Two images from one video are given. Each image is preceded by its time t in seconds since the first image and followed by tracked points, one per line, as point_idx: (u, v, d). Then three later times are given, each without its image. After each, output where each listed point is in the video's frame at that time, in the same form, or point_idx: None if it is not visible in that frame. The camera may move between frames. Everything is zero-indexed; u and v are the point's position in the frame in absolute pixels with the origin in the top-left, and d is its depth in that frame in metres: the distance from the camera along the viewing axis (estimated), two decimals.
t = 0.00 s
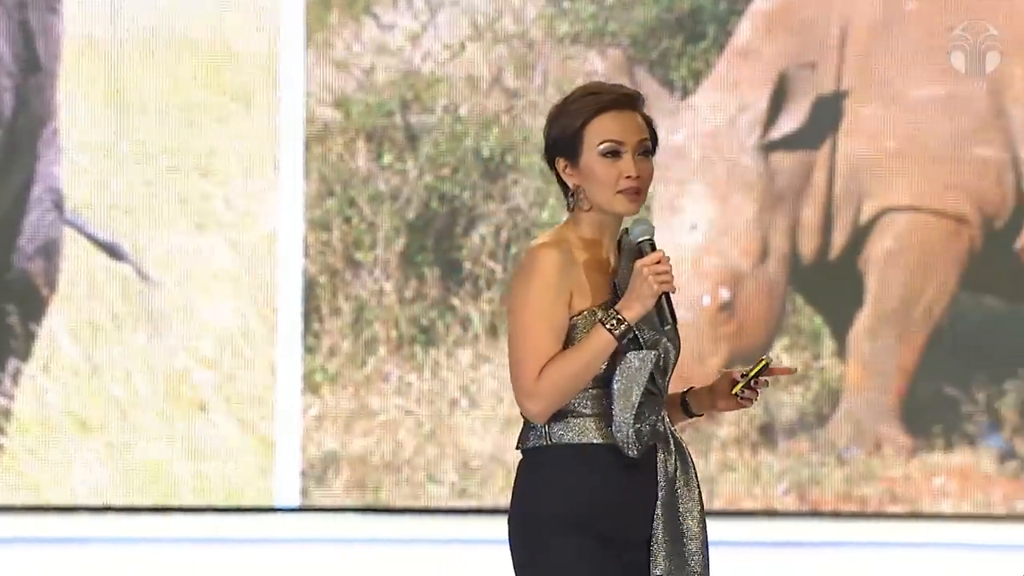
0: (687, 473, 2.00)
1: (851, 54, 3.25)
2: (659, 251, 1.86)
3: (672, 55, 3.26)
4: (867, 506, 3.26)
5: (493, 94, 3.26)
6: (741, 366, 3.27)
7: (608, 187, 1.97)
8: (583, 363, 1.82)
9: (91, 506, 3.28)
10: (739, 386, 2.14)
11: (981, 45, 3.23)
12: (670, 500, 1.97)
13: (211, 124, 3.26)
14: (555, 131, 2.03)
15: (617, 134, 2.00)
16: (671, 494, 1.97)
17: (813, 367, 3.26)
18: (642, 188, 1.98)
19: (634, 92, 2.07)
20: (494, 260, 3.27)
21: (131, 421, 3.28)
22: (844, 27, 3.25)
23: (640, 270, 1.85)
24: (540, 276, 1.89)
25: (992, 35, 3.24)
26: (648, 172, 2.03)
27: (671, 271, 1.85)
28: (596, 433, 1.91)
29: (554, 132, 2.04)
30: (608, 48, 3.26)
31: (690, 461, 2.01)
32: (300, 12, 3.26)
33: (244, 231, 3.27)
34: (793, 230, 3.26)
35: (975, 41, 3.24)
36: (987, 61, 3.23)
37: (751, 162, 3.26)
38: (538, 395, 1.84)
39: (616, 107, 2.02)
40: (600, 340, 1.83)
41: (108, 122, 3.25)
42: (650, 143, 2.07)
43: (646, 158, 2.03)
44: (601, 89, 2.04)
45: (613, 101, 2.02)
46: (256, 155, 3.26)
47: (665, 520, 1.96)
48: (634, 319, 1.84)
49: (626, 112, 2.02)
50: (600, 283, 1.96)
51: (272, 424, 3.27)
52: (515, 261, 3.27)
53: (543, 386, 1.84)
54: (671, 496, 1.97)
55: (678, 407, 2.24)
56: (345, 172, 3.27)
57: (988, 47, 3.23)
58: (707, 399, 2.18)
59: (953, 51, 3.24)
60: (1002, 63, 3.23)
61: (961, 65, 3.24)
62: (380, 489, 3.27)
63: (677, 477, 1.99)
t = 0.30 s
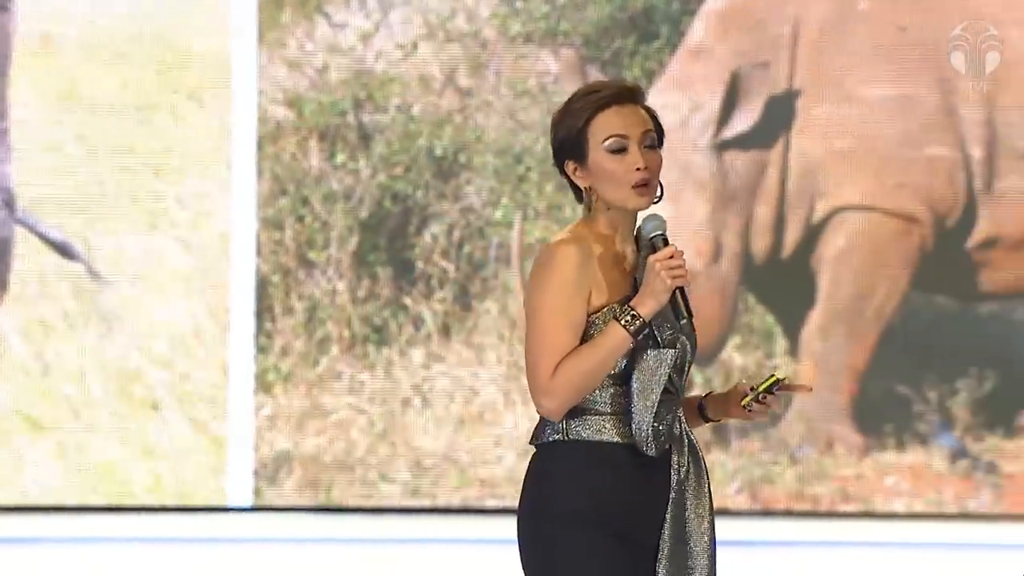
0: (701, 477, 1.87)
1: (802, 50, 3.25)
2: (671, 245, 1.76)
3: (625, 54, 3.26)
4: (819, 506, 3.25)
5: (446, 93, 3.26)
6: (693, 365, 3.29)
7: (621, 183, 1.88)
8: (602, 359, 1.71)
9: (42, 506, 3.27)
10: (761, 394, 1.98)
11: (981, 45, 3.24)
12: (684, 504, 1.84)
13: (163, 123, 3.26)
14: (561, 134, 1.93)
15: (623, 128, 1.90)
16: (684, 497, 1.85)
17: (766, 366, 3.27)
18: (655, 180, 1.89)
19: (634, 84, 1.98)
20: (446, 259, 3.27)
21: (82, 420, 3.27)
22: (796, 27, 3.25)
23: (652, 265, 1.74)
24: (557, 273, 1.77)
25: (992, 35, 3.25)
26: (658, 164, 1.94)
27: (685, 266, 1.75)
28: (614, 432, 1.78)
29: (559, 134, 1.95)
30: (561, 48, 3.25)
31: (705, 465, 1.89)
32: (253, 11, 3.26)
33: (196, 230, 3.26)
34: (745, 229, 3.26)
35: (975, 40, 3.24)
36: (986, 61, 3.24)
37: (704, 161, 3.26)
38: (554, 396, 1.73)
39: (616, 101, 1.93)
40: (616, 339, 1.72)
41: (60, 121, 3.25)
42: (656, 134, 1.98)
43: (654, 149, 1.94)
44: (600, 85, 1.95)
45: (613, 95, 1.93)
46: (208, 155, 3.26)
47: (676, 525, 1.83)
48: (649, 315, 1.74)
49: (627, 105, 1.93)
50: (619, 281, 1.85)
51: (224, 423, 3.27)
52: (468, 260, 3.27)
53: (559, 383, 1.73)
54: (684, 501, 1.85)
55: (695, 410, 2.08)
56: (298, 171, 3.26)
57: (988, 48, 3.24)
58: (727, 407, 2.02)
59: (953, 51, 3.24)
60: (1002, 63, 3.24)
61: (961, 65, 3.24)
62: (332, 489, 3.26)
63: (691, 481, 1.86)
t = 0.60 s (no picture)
0: (705, 472, 1.87)
1: (752, 49, 3.25)
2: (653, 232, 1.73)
3: (576, 53, 3.25)
4: (769, 504, 3.26)
5: (396, 91, 3.25)
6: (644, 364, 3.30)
7: (605, 180, 1.86)
8: (592, 349, 1.72)
9: None
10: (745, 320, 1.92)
11: (981, 45, 3.23)
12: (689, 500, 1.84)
13: (113, 122, 3.25)
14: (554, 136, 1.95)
15: (607, 125, 1.89)
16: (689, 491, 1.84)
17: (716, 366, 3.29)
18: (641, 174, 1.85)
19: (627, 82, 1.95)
20: (397, 258, 3.26)
21: (32, 419, 3.27)
22: (746, 25, 3.25)
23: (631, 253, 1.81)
24: (553, 268, 1.78)
25: (992, 34, 3.23)
26: (650, 159, 1.90)
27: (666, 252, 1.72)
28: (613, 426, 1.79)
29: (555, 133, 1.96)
30: (512, 46, 3.25)
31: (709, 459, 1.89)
32: (202, 9, 3.25)
33: (146, 229, 3.25)
34: (696, 228, 3.26)
35: (974, 40, 3.23)
36: (987, 61, 3.23)
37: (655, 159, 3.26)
38: (549, 389, 1.75)
39: (604, 99, 1.91)
40: (603, 332, 1.72)
41: (9, 119, 3.24)
42: (651, 129, 1.94)
43: (646, 143, 1.90)
44: (589, 85, 1.94)
45: (600, 93, 1.91)
46: (157, 154, 3.25)
47: (682, 521, 1.82)
48: (634, 305, 1.74)
49: (615, 101, 1.91)
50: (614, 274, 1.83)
51: (174, 422, 3.26)
52: (419, 259, 3.26)
53: (551, 375, 1.74)
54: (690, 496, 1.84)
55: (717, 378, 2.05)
56: (248, 170, 3.25)
57: (988, 48, 3.23)
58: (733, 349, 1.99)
59: (952, 52, 3.23)
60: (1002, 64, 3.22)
61: (961, 65, 3.23)
62: (282, 488, 3.26)
63: (696, 476, 1.86)
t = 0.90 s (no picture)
0: (689, 468, 1.89)
1: (705, 49, 3.25)
2: (623, 229, 1.79)
3: (527, 53, 3.26)
4: (721, 503, 3.26)
5: (348, 91, 3.25)
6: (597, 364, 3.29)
7: (589, 173, 1.96)
8: (560, 346, 1.77)
9: None
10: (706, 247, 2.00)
11: (981, 46, 3.23)
12: (673, 495, 1.87)
13: (63, 120, 3.24)
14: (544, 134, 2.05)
15: (591, 118, 1.98)
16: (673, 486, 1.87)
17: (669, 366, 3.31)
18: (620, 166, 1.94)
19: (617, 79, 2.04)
20: (350, 257, 3.26)
21: None
22: (697, 25, 3.25)
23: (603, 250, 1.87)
24: (526, 268, 1.84)
25: (992, 35, 3.23)
26: (634, 152, 1.98)
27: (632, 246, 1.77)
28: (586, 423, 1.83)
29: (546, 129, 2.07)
30: (464, 46, 3.25)
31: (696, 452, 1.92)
32: (154, 8, 3.25)
33: (97, 228, 3.24)
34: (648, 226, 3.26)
35: (974, 41, 3.23)
36: (986, 62, 3.23)
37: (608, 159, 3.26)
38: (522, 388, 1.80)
39: (590, 95, 2.00)
40: (574, 329, 1.76)
41: None
42: (638, 125, 2.02)
43: (629, 136, 1.99)
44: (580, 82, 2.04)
45: (586, 89, 2.01)
46: (109, 153, 3.24)
47: (666, 516, 1.85)
48: (603, 300, 1.79)
49: (601, 97, 2.00)
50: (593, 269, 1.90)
51: (125, 421, 3.26)
52: (371, 258, 3.26)
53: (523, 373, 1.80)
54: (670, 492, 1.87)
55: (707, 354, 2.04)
56: (199, 169, 3.25)
57: (988, 48, 3.23)
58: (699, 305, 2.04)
59: (953, 52, 3.24)
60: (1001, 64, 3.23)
61: (961, 65, 3.24)
62: (234, 488, 3.25)
63: (680, 470, 1.89)
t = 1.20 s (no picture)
0: (688, 466, 1.83)
1: (665, 48, 3.25)
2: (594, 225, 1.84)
3: (487, 52, 3.26)
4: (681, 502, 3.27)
5: (308, 90, 3.25)
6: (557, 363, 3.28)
7: (576, 172, 1.96)
8: (536, 341, 1.82)
9: None
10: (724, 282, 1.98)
11: (981, 45, 3.24)
12: (671, 496, 1.81)
13: (22, 119, 3.23)
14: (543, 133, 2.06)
15: (577, 117, 1.96)
16: (671, 487, 1.81)
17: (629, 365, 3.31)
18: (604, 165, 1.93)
19: (613, 75, 2.00)
20: (309, 257, 3.25)
21: None
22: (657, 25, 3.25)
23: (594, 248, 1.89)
24: (515, 266, 1.89)
25: (992, 35, 3.24)
26: (622, 149, 1.96)
27: (598, 241, 1.81)
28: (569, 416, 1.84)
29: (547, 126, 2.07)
30: (423, 45, 3.25)
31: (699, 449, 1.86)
32: (112, 6, 3.24)
33: (56, 227, 3.24)
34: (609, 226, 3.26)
35: (974, 41, 3.24)
36: (987, 62, 3.24)
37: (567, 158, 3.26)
38: (503, 385, 1.84)
39: (580, 95, 1.98)
40: (548, 323, 1.81)
41: None
42: (630, 121, 1.98)
43: (615, 133, 1.96)
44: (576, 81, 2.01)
45: (578, 88, 1.99)
46: (68, 152, 3.24)
47: (662, 514, 1.80)
48: (574, 296, 1.81)
49: (592, 95, 1.98)
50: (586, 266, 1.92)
51: (84, 421, 3.26)
52: (331, 257, 3.26)
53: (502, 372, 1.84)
54: (668, 490, 1.81)
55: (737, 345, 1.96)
56: (158, 168, 3.24)
57: (989, 48, 3.24)
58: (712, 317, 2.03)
59: (953, 51, 3.24)
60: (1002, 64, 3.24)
61: (961, 65, 3.25)
62: (193, 488, 3.25)
63: (681, 470, 1.83)
